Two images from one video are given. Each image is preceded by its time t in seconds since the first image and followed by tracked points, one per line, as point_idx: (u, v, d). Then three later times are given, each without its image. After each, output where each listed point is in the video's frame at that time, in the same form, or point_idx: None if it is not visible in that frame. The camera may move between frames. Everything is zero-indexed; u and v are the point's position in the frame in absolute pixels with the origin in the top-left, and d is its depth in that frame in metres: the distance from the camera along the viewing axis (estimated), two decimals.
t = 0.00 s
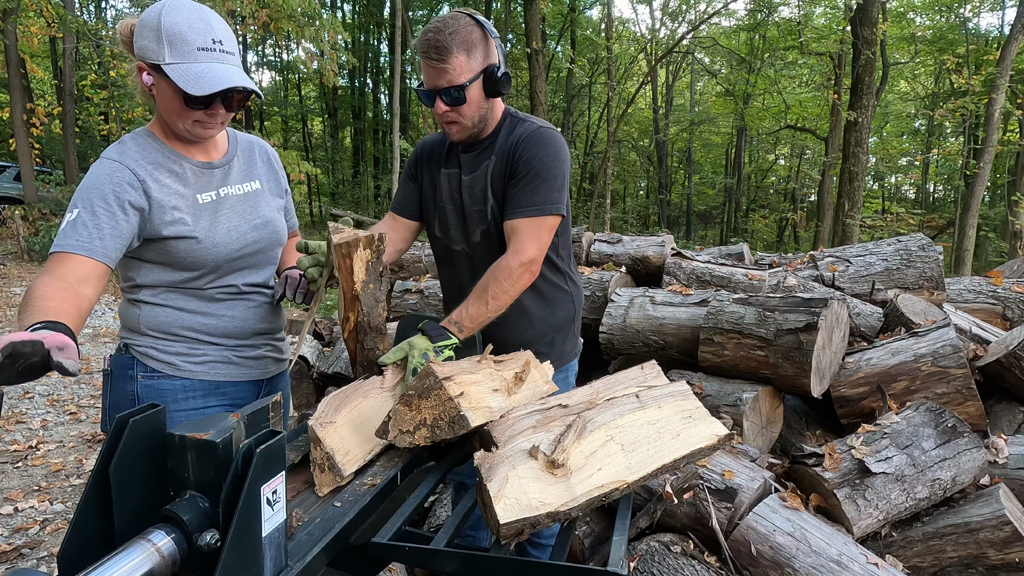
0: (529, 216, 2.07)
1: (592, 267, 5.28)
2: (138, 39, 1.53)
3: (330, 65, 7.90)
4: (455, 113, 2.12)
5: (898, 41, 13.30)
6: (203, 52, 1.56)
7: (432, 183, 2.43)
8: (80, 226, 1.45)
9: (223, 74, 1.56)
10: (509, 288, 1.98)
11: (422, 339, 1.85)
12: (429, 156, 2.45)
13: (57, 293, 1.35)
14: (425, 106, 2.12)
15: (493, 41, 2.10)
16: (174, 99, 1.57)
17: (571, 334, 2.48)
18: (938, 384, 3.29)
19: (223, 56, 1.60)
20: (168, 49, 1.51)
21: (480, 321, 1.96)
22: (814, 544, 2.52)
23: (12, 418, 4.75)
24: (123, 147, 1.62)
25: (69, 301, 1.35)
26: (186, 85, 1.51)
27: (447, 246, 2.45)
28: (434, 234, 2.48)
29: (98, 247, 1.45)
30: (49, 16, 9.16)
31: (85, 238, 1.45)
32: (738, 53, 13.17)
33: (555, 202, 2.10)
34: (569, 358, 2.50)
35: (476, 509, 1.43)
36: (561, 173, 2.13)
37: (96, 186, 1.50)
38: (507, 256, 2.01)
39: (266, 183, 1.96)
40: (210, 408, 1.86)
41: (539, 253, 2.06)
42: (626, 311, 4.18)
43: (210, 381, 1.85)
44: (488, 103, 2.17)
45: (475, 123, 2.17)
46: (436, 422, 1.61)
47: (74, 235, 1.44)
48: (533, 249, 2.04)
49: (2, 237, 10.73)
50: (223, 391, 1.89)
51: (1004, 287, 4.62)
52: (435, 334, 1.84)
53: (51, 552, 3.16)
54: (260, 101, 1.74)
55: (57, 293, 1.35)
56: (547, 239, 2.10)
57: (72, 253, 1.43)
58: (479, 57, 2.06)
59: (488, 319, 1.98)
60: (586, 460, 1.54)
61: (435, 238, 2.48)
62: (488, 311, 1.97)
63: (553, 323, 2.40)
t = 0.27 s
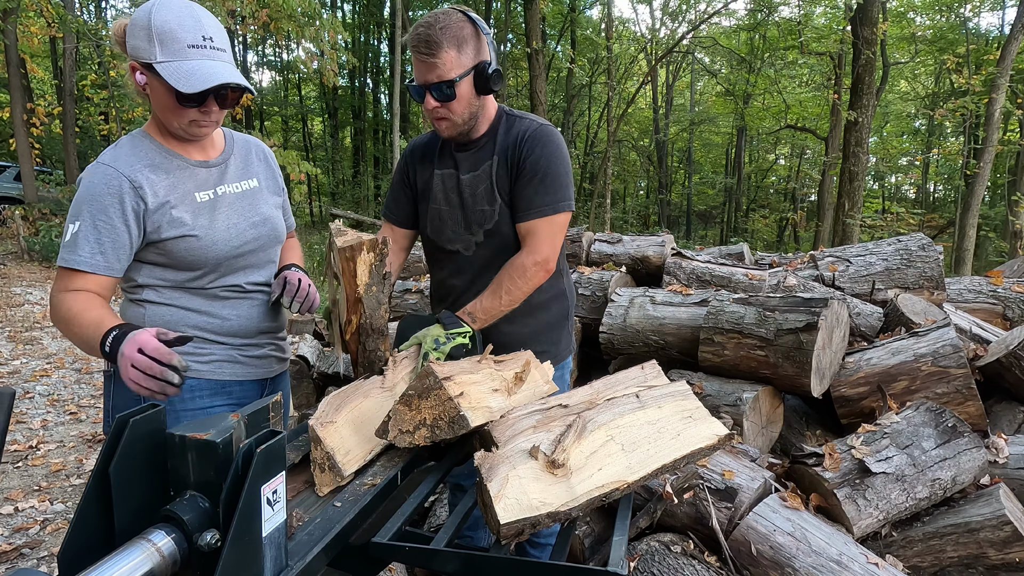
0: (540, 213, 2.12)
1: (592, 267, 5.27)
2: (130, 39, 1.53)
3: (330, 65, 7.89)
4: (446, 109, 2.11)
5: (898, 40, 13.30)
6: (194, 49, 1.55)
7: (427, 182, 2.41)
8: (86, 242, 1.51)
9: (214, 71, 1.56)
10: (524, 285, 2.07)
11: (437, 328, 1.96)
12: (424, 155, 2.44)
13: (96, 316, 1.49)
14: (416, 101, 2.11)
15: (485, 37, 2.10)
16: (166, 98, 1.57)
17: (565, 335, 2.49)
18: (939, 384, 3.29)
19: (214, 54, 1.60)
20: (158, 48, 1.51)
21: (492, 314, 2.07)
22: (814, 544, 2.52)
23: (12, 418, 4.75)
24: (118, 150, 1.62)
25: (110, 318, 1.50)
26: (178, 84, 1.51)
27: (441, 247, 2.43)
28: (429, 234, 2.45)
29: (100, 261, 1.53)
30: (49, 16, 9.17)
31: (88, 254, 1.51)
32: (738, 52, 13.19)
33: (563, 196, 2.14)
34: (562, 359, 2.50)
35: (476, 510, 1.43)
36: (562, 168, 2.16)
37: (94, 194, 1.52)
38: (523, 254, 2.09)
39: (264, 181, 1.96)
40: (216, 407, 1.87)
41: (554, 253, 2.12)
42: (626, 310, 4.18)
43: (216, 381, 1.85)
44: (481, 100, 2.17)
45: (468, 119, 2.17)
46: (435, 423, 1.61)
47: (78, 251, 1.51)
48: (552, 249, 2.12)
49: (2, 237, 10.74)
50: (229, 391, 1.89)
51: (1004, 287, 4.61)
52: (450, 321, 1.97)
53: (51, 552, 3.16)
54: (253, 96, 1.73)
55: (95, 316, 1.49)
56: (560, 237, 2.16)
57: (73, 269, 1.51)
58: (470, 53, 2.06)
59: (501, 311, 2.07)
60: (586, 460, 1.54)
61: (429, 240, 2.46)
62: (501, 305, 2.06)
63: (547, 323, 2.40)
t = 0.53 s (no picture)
0: (539, 199, 2.09)
1: (592, 267, 5.27)
2: (120, 40, 1.52)
3: (330, 65, 7.89)
4: (443, 103, 2.14)
5: (899, 41, 13.29)
6: (183, 47, 1.55)
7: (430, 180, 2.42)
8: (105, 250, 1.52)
9: (205, 68, 1.56)
10: (523, 271, 2.05)
11: (439, 324, 1.94)
12: (429, 155, 2.46)
13: (155, 314, 1.58)
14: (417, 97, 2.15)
15: (485, 33, 2.10)
16: (160, 97, 1.57)
17: (566, 332, 2.48)
18: (938, 384, 3.29)
19: (204, 50, 1.60)
20: (148, 47, 1.51)
21: (494, 304, 2.05)
22: (814, 544, 2.52)
23: (12, 418, 4.75)
24: (114, 153, 1.62)
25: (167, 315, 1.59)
26: (170, 83, 1.51)
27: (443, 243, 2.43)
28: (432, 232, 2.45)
29: (124, 265, 1.55)
30: (49, 16, 9.16)
31: (109, 260, 1.53)
32: (738, 52, 13.18)
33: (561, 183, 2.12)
34: (563, 356, 2.50)
35: (476, 510, 1.43)
36: (561, 157, 2.15)
37: (99, 199, 1.52)
38: (521, 241, 2.07)
39: (260, 179, 1.96)
40: (218, 405, 1.87)
41: (551, 238, 2.10)
42: (626, 310, 4.18)
43: (218, 380, 1.85)
44: (478, 97, 2.17)
45: (465, 113, 2.18)
46: (435, 423, 1.61)
47: (98, 258, 1.51)
48: (546, 233, 2.09)
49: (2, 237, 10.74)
50: (232, 390, 1.89)
51: (1004, 287, 4.62)
52: (450, 315, 1.95)
53: (51, 552, 3.16)
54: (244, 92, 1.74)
55: (156, 314, 1.57)
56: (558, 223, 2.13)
57: (101, 275, 1.53)
58: (468, 48, 2.07)
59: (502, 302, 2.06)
60: (586, 460, 1.54)
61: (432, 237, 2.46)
62: (501, 293, 2.04)
63: (549, 321, 2.40)
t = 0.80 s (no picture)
0: (577, 202, 2.10)
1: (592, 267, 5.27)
2: (113, 41, 1.52)
3: (330, 65, 7.88)
4: (455, 88, 2.24)
5: (899, 40, 13.29)
6: (174, 44, 1.55)
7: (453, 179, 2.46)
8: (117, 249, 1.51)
9: (197, 64, 1.56)
10: (569, 272, 2.04)
11: (487, 318, 1.92)
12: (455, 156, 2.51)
13: (176, 315, 1.55)
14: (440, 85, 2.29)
15: (506, 30, 2.17)
16: (155, 95, 1.57)
17: (575, 336, 2.47)
18: (938, 384, 3.29)
19: (195, 47, 1.60)
20: (139, 47, 1.51)
21: (544, 303, 2.03)
22: (814, 544, 2.52)
23: (12, 418, 4.75)
24: (113, 152, 1.61)
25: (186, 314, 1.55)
26: (163, 80, 1.51)
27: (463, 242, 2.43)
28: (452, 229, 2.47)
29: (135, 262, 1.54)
30: (48, 16, 9.16)
31: (121, 256, 1.52)
32: (738, 53, 13.18)
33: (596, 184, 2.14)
34: (572, 359, 2.49)
35: (475, 510, 1.43)
36: (589, 160, 2.17)
37: (105, 200, 1.52)
38: (570, 240, 2.08)
39: (257, 177, 1.96)
40: (227, 403, 1.87)
41: (598, 239, 2.11)
42: (626, 310, 4.18)
43: (226, 378, 1.85)
44: (493, 92, 2.24)
45: (481, 103, 2.25)
46: (434, 423, 1.61)
47: (108, 257, 1.50)
48: (597, 236, 2.11)
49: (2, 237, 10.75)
50: (239, 388, 1.89)
51: (1004, 287, 4.62)
52: (500, 313, 1.91)
53: (51, 552, 3.16)
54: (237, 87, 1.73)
55: (176, 315, 1.54)
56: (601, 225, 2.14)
57: (113, 272, 1.51)
58: (488, 41, 2.17)
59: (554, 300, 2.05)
60: (586, 459, 1.54)
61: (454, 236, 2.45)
62: (553, 292, 2.03)
63: (557, 325, 2.39)
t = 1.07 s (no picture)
0: (598, 196, 2.11)
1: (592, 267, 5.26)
2: (106, 43, 1.52)
3: (330, 65, 7.88)
4: (478, 77, 2.32)
5: (899, 40, 13.28)
6: (167, 43, 1.55)
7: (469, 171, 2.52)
8: (119, 252, 1.52)
9: (192, 63, 1.56)
10: (602, 256, 2.03)
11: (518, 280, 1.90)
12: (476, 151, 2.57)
13: (173, 320, 1.55)
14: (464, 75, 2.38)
15: (537, 30, 2.22)
16: (150, 97, 1.58)
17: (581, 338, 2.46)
18: (939, 383, 3.29)
19: (188, 45, 1.59)
20: (133, 48, 1.50)
21: (576, 282, 2.02)
22: (814, 544, 2.52)
23: (12, 418, 4.75)
24: (112, 155, 1.61)
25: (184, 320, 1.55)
26: (159, 82, 1.51)
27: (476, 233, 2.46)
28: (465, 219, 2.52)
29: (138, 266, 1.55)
30: (48, 16, 9.17)
31: (124, 262, 1.53)
32: (738, 53, 13.19)
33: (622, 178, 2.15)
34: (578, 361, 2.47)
35: (475, 510, 1.43)
36: (606, 156, 2.17)
37: (107, 205, 1.52)
38: (604, 229, 2.07)
39: (257, 176, 1.96)
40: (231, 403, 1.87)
41: (634, 231, 2.09)
42: (626, 310, 4.18)
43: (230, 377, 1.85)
44: (513, 87, 2.30)
45: (500, 95, 2.32)
46: (435, 423, 1.61)
47: (110, 263, 1.51)
48: (633, 226, 2.10)
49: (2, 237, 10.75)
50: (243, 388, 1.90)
51: (1004, 287, 4.62)
52: (531, 279, 1.90)
53: (51, 552, 3.16)
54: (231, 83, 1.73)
55: (174, 321, 1.54)
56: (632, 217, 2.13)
57: (115, 278, 1.52)
58: (518, 37, 2.24)
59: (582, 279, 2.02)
60: (586, 460, 1.54)
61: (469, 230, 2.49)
62: (584, 274, 2.02)
63: (562, 325, 2.38)
